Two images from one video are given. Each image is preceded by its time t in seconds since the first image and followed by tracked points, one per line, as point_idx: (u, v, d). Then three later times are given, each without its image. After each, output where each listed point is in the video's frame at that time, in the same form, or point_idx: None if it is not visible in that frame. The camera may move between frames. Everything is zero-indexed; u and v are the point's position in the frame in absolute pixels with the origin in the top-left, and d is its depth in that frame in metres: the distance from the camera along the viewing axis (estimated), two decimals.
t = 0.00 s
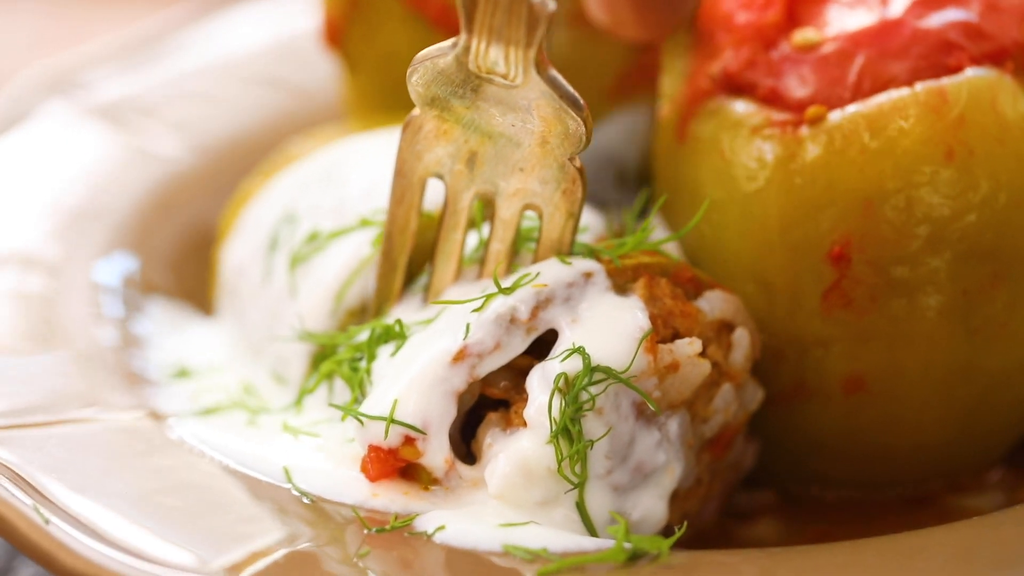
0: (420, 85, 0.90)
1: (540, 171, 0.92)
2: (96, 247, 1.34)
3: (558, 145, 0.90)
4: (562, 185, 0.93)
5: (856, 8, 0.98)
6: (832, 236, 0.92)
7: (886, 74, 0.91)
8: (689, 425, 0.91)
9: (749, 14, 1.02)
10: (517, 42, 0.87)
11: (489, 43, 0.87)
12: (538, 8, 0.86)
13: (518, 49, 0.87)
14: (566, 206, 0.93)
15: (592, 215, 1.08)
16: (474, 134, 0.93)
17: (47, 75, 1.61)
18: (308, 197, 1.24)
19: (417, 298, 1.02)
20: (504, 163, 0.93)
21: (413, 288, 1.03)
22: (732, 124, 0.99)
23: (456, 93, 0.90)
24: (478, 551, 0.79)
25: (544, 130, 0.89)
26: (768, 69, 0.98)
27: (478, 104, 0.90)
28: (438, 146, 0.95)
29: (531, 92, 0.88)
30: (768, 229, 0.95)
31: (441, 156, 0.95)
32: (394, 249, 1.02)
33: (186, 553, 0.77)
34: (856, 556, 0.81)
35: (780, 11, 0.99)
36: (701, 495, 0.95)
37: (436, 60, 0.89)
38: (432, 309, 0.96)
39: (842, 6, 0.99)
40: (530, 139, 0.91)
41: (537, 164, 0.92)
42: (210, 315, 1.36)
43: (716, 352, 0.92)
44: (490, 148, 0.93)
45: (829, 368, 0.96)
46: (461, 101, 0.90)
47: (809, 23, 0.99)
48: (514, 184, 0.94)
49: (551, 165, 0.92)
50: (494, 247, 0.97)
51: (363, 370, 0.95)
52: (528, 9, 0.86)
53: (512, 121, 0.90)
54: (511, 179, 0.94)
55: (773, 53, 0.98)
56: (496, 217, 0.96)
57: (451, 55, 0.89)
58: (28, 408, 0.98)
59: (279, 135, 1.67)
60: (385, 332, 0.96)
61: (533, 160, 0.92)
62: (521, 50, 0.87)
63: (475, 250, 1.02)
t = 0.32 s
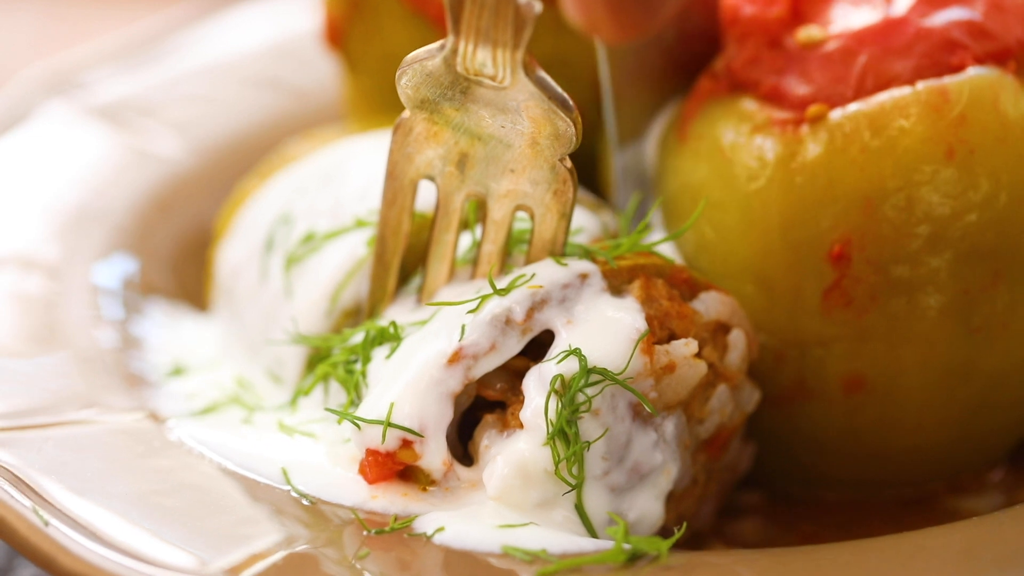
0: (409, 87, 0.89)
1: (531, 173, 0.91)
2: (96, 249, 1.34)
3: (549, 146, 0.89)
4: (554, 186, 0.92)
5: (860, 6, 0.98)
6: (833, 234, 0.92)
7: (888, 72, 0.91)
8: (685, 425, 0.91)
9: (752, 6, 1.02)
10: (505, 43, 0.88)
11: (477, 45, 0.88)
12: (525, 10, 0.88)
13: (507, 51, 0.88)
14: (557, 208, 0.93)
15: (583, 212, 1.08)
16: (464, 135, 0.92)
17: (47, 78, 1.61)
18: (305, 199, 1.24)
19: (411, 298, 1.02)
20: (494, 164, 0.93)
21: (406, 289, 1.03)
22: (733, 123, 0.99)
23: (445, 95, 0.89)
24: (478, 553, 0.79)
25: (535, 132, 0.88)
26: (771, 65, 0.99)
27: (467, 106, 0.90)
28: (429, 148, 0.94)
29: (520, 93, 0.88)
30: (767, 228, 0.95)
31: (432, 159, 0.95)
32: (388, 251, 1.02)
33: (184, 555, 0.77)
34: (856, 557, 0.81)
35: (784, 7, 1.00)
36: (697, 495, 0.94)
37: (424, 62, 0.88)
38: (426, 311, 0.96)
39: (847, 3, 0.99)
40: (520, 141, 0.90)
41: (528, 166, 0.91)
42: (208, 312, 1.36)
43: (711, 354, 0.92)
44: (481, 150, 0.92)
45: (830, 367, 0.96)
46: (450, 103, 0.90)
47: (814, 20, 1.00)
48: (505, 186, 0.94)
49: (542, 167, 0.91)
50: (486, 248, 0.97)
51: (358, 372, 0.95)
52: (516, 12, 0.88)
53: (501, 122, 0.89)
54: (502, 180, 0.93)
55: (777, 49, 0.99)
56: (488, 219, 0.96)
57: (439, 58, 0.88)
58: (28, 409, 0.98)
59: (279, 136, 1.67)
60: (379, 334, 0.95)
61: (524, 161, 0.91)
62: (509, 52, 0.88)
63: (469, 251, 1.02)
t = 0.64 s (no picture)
0: (386, 94, 0.89)
1: (513, 172, 0.91)
2: (96, 252, 1.35)
3: (528, 145, 0.89)
4: (537, 184, 0.91)
5: (843, 14, 0.97)
6: (823, 243, 0.92)
7: (872, 79, 0.92)
8: (674, 426, 0.91)
9: (734, 20, 1.01)
10: (477, 46, 0.90)
11: (449, 50, 0.90)
12: (494, 14, 0.91)
13: (479, 54, 0.90)
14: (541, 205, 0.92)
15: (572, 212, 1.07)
16: (443, 140, 0.92)
17: (46, 80, 1.61)
18: (297, 203, 1.24)
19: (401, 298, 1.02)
20: (476, 166, 0.93)
21: (396, 293, 1.02)
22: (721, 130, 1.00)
23: (422, 101, 0.90)
24: (477, 556, 0.79)
25: (512, 132, 0.89)
26: (755, 76, 0.99)
27: (445, 110, 0.90)
28: (410, 153, 0.94)
29: (496, 95, 0.89)
30: (756, 235, 0.95)
31: (414, 163, 0.94)
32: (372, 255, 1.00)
33: (184, 559, 0.77)
34: (852, 559, 0.81)
35: (766, 17, 0.99)
36: (689, 497, 0.94)
37: (398, 68, 0.89)
38: (416, 314, 0.96)
39: (830, 12, 0.98)
40: (499, 142, 0.90)
41: (509, 166, 0.91)
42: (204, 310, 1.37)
43: (701, 357, 0.92)
44: (461, 152, 0.93)
45: (824, 372, 0.96)
46: (428, 109, 0.90)
47: (795, 27, 0.99)
48: (487, 187, 0.93)
49: (524, 166, 0.91)
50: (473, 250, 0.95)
51: (349, 377, 0.95)
52: (485, 18, 0.90)
53: (479, 125, 0.89)
54: (485, 181, 0.93)
55: (760, 61, 0.99)
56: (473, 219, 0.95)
57: (413, 65, 0.89)
58: (27, 415, 0.99)
59: (277, 138, 1.67)
60: (370, 339, 0.95)
61: (505, 162, 0.91)
62: (481, 55, 0.90)
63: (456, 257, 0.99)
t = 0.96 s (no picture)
0: (356, 98, 0.89)
1: (489, 166, 0.89)
2: (95, 252, 1.35)
3: (501, 139, 0.87)
4: (514, 177, 0.89)
5: (840, 16, 0.97)
6: (820, 244, 0.92)
7: (869, 82, 0.92)
8: (669, 421, 0.90)
9: (733, 22, 1.02)
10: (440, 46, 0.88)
11: (413, 50, 0.88)
12: (454, 13, 0.88)
13: (443, 52, 0.88)
14: (520, 198, 0.89)
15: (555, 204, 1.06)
16: (416, 139, 0.91)
17: (45, 80, 1.62)
18: (294, 204, 1.24)
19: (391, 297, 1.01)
20: (452, 162, 0.91)
21: (383, 290, 1.01)
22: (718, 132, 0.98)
23: (393, 102, 0.89)
24: (477, 555, 0.79)
25: (485, 127, 0.87)
26: (753, 78, 0.98)
27: (416, 111, 0.89)
28: (386, 153, 0.93)
29: (465, 93, 0.88)
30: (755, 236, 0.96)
31: (390, 163, 0.93)
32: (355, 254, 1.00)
33: (183, 559, 0.77)
34: (850, 559, 0.81)
35: (764, 19, 1.00)
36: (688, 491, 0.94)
37: (365, 72, 0.88)
38: (406, 314, 0.94)
39: (827, 15, 0.98)
40: (473, 138, 0.88)
41: (485, 160, 0.89)
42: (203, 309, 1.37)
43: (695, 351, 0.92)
44: (436, 149, 0.91)
45: (823, 374, 0.96)
46: (399, 110, 0.89)
47: (794, 30, 0.99)
48: (465, 182, 0.91)
49: (500, 159, 0.88)
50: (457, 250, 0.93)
51: (344, 381, 0.95)
52: (445, 15, 0.87)
53: (451, 122, 0.88)
54: (462, 177, 0.91)
55: (758, 62, 0.99)
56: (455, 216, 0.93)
57: (379, 68, 0.88)
58: (27, 414, 0.99)
59: (277, 137, 1.67)
60: (362, 341, 0.95)
61: (479, 156, 0.89)
62: (445, 53, 0.88)
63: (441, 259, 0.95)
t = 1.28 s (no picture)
0: (337, 98, 0.88)
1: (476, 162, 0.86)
2: (96, 252, 1.35)
3: (485, 134, 0.86)
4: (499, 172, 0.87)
5: (844, 14, 0.98)
6: (822, 243, 0.92)
7: (873, 80, 0.92)
8: (663, 415, 0.90)
9: (736, 21, 1.01)
10: (417, 42, 0.90)
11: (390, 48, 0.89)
12: (428, 9, 0.91)
13: (420, 49, 0.91)
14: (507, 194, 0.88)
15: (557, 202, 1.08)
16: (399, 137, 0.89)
17: (46, 81, 1.62)
18: (291, 205, 1.26)
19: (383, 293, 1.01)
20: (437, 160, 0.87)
21: (376, 290, 1.02)
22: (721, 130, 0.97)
23: (375, 101, 0.88)
24: (477, 555, 0.79)
25: (468, 122, 0.87)
26: (756, 76, 0.98)
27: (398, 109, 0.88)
28: (370, 152, 0.94)
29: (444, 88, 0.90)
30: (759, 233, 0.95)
31: (375, 162, 0.94)
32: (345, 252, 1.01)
33: (184, 558, 0.77)
34: (852, 559, 0.81)
35: (767, 17, 0.99)
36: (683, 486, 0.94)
37: (345, 71, 0.88)
38: (399, 314, 0.95)
39: (831, 12, 0.99)
40: (457, 134, 0.86)
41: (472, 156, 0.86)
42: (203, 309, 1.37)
43: (688, 345, 0.91)
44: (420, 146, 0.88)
45: (823, 374, 0.96)
46: (381, 109, 0.88)
47: (798, 27, 0.99)
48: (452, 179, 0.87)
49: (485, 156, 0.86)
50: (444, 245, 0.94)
51: (340, 383, 0.95)
52: (419, 13, 0.90)
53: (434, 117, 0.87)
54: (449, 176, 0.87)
55: (761, 60, 0.98)
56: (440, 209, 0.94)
57: (357, 68, 0.88)
58: (27, 414, 0.99)
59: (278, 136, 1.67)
60: (357, 342, 0.95)
61: (465, 152, 0.86)
62: (421, 51, 0.91)
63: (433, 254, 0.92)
